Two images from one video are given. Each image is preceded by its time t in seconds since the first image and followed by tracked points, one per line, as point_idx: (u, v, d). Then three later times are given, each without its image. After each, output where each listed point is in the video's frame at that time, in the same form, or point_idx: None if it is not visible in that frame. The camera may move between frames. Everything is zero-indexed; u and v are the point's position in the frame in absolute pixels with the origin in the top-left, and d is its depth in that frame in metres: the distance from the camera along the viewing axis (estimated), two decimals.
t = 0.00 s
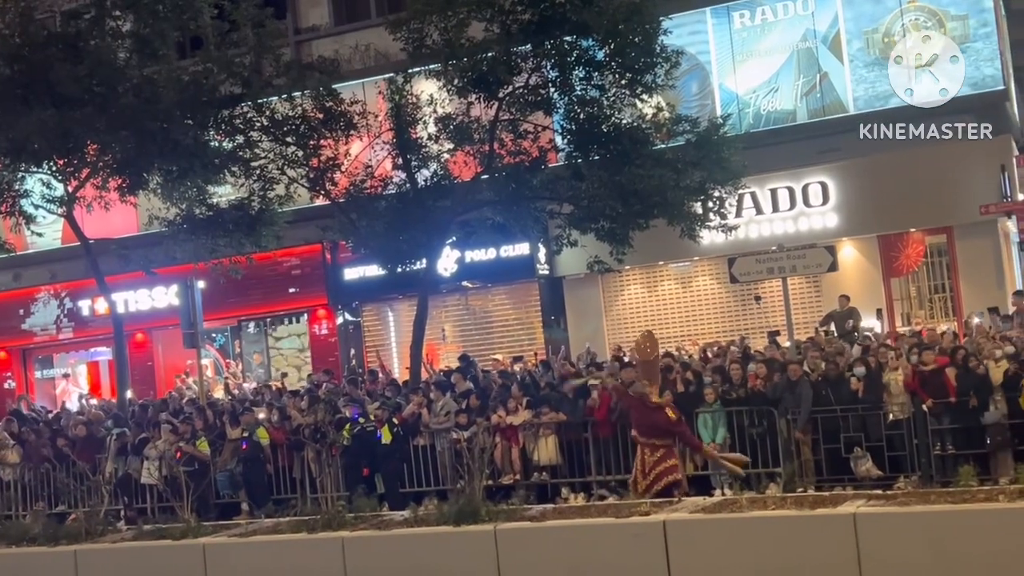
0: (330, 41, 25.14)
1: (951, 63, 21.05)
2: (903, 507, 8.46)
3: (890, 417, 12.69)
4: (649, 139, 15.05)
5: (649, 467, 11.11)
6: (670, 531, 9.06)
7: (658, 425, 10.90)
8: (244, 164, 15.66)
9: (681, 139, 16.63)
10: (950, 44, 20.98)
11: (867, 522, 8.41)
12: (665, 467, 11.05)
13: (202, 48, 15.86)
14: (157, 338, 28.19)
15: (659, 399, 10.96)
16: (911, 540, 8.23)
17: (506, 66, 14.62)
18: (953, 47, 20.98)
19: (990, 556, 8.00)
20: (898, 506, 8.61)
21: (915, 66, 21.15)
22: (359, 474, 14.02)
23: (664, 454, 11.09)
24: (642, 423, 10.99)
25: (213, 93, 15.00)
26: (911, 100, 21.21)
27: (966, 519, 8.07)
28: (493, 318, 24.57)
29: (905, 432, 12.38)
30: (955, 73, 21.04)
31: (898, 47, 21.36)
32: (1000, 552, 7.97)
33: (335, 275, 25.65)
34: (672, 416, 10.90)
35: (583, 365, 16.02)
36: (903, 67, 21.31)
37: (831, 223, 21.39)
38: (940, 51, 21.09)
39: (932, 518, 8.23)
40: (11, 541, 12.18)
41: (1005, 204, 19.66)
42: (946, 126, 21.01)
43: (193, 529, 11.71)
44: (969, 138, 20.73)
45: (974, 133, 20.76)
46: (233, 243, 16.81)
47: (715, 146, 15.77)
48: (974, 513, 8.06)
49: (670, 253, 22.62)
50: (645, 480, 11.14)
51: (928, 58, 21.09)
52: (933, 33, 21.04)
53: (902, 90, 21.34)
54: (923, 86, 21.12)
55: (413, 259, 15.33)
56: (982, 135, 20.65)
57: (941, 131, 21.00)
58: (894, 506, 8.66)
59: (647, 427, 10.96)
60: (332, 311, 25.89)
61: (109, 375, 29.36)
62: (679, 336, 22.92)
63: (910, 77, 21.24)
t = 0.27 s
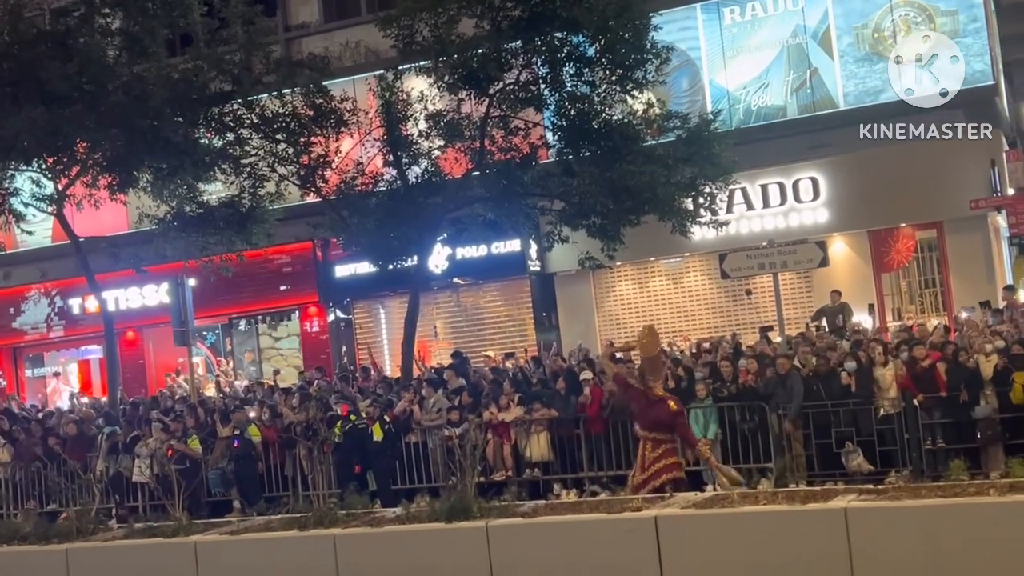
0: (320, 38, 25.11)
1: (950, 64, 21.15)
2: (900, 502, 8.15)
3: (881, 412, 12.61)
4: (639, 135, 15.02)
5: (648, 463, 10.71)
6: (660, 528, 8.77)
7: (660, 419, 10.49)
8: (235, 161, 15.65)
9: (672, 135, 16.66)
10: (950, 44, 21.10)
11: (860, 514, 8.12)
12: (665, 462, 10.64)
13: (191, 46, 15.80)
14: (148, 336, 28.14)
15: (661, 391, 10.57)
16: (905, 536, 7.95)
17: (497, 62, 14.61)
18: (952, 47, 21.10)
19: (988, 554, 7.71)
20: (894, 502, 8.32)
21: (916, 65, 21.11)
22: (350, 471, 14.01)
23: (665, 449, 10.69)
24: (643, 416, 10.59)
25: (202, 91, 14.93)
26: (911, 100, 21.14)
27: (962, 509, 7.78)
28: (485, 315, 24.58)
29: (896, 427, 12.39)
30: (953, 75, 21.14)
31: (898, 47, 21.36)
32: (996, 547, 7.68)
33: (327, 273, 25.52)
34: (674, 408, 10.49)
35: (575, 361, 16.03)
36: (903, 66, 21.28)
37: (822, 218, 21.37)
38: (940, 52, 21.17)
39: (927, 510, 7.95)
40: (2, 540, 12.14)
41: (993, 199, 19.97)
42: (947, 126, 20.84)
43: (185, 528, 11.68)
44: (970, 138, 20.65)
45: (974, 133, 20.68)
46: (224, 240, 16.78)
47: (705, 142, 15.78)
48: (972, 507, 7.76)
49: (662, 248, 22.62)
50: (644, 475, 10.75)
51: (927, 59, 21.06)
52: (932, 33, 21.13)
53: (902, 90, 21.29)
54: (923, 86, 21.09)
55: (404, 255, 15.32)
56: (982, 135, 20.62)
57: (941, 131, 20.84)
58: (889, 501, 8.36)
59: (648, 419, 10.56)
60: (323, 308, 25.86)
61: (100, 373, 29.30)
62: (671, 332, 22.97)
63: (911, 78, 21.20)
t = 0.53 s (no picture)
0: (308, 33, 25.06)
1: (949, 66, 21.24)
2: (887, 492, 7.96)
3: (869, 404, 12.79)
4: (627, 129, 15.13)
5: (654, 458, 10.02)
6: (649, 521, 8.61)
7: (666, 414, 9.81)
8: (222, 157, 15.61)
9: (659, 129, 16.72)
10: (950, 46, 21.21)
11: (848, 507, 7.94)
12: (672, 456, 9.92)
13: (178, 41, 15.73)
14: (137, 333, 28.09)
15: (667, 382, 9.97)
16: (892, 525, 7.78)
17: (485, 55, 14.54)
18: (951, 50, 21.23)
19: (976, 543, 7.53)
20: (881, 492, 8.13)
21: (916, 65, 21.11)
22: (339, 466, 13.94)
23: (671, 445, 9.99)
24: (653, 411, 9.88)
25: (190, 86, 14.77)
26: (912, 100, 21.03)
27: (953, 499, 7.59)
28: (474, 310, 24.57)
29: (884, 419, 12.57)
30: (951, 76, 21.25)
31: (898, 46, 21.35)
32: (981, 535, 7.50)
33: (316, 268, 25.51)
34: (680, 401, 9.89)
35: (564, 355, 16.04)
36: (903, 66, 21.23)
37: (810, 211, 21.41)
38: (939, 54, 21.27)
39: (917, 501, 7.76)
40: None
41: (981, 191, 20.01)
42: (946, 126, 20.72)
43: (174, 524, 11.63)
44: (970, 138, 20.56)
45: (974, 133, 20.58)
46: (212, 236, 16.74)
47: (694, 136, 15.80)
48: (957, 496, 7.58)
49: (651, 243, 22.66)
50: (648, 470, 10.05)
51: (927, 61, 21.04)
52: (933, 35, 21.28)
53: (902, 90, 21.15)
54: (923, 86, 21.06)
55: (393, 250, 15.32)
56: (983, 135, 20.52)
57: (941, 131, 20.69)
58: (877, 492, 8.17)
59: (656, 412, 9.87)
60: (312, 304, 25.85)
61: (89, 370, 29.23)
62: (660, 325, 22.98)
63: (911, 78, 21.15)
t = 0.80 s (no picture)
0: (293, 26, 24.98)
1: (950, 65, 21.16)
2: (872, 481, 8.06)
3: (856, 395, 12.80)
4: (614, 121, 15.15)
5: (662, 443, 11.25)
6: (637, 512, 8.63)
7: (673, 405, 11.06)
8: (208, 150, 15.54)
9: (645, 121, 16.77)
10: (951, 45, 21.11)
11: (833, 498, 8.00)
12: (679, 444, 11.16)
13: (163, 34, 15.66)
14: (123, 327, 28.03)
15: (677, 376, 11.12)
16: (877, 514, 7.85)
17: (471, 48, 14.47)
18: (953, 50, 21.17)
19: (959, 532, 7.64)
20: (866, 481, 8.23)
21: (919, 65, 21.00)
22: (328, 460, 13.90)
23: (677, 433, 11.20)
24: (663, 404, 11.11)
25: (175, 79, 14.82)
26: (912, 100, 20.89)
27: (938, 489, 7.66)
28: (461, 303, 24.53)
29: (870, 410, 12.61)
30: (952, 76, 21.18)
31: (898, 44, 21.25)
32: (964, 521, 7.61)
33: (303, 263, 25.51)
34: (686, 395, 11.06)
35: (552, 347, 16.05)
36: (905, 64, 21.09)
37: (797, 202, 21.45)
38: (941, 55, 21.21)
39: (902, 492, 7.82)
40: None
41: (966, 181, 19.81)
42: (946, 126, 20.71)
43: (161, 518, 11.60)
44: (971, 138, 20.63)
45: (975, 132, 20.69)
46: (198, 230, 16.70)
47: (680, 128, 15.87)
48: (942, 485, 7.66)
49: (638, 235, 22.69)
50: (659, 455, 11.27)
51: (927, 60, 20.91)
52: (932, 34, 21.20)
53: (902, 90, 20.98)
54: (924, 87, 20.97)
55: (380, 244, 15.31)
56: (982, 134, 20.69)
57: (941, 131, 20.66)
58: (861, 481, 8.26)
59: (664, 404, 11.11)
60: (300, 298, 25.74)
61: (76, 365, 29.16)
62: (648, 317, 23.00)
63: (912, 77, 21.02)
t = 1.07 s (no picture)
0: (280, 18, 24.93)
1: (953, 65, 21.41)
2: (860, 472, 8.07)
3: (843, 387, 12.73)
4: (602, 113, 15.14)
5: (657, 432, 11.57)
6: (624, 505, 8.61)
7: (665, 391, 11.51)
8: (194, 143, 15.46)
9: (633, 113, 16.88)
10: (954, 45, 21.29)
11: (820, 488, 8.01)
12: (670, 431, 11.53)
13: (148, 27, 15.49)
14: (110, 321, 27.98)
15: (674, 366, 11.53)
16: (862, 504, 7.86)
17: (458, 40, 14.42)
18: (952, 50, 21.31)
19: (944, 521, 7.63)
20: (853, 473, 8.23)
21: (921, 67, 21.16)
22: (316, 453, 13.91)
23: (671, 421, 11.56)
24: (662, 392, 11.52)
25: (161, 72, 14.56)
26: (912, 100, 21.02)
27: (926, 481, 7.66)
28: (450, 296, 24.62)
29: (858, 402, 12.50)
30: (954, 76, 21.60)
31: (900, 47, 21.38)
32: (950, 508, 7.60)
33: (290, 256, 25.56)
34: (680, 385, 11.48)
35: (540, 339, 16.05)
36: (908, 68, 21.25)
37: (784, 194, 21.46)
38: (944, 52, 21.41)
39: (889, 482, 7.83)
40: None
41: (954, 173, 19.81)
42: (946, 126, 20.57)
43: (147, 512, 11.53)
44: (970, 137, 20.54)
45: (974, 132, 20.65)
46: (185, 223, 16.65)
47: (668, 119, 15.98)
48: (926, 476, 7.67)
49: (626, 227, 22.65)
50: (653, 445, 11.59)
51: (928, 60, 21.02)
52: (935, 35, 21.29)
53: (902, 90, 21.11)
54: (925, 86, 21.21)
55: (368, 237, 15.31)
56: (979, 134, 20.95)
57: (941, 131, 20.53)
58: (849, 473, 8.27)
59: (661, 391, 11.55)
60: (287, 291, 25.79)
61: (63, 359, 29.10)
62: (635, 309, 23.06)
63: (912, 78, 21.22)
